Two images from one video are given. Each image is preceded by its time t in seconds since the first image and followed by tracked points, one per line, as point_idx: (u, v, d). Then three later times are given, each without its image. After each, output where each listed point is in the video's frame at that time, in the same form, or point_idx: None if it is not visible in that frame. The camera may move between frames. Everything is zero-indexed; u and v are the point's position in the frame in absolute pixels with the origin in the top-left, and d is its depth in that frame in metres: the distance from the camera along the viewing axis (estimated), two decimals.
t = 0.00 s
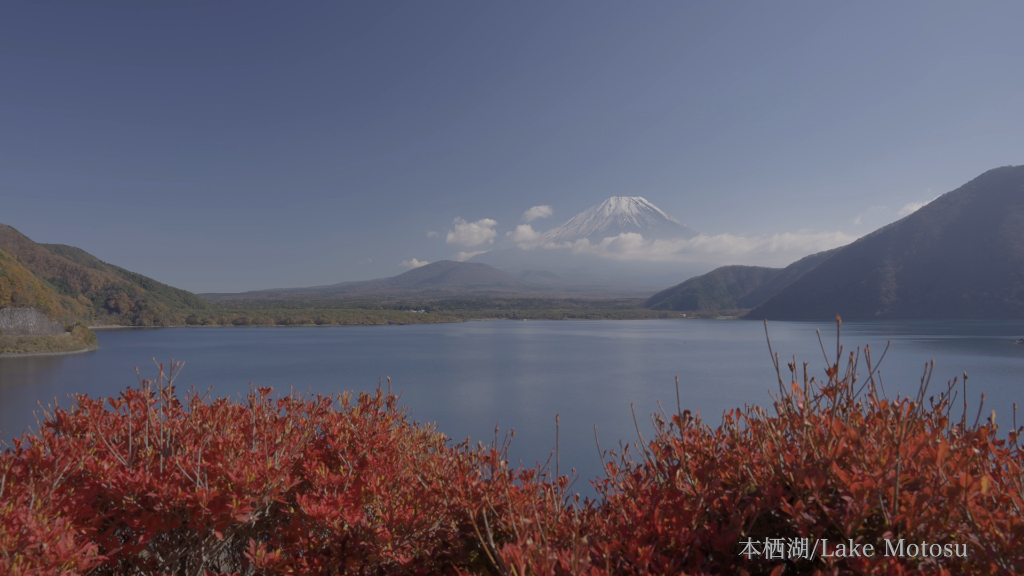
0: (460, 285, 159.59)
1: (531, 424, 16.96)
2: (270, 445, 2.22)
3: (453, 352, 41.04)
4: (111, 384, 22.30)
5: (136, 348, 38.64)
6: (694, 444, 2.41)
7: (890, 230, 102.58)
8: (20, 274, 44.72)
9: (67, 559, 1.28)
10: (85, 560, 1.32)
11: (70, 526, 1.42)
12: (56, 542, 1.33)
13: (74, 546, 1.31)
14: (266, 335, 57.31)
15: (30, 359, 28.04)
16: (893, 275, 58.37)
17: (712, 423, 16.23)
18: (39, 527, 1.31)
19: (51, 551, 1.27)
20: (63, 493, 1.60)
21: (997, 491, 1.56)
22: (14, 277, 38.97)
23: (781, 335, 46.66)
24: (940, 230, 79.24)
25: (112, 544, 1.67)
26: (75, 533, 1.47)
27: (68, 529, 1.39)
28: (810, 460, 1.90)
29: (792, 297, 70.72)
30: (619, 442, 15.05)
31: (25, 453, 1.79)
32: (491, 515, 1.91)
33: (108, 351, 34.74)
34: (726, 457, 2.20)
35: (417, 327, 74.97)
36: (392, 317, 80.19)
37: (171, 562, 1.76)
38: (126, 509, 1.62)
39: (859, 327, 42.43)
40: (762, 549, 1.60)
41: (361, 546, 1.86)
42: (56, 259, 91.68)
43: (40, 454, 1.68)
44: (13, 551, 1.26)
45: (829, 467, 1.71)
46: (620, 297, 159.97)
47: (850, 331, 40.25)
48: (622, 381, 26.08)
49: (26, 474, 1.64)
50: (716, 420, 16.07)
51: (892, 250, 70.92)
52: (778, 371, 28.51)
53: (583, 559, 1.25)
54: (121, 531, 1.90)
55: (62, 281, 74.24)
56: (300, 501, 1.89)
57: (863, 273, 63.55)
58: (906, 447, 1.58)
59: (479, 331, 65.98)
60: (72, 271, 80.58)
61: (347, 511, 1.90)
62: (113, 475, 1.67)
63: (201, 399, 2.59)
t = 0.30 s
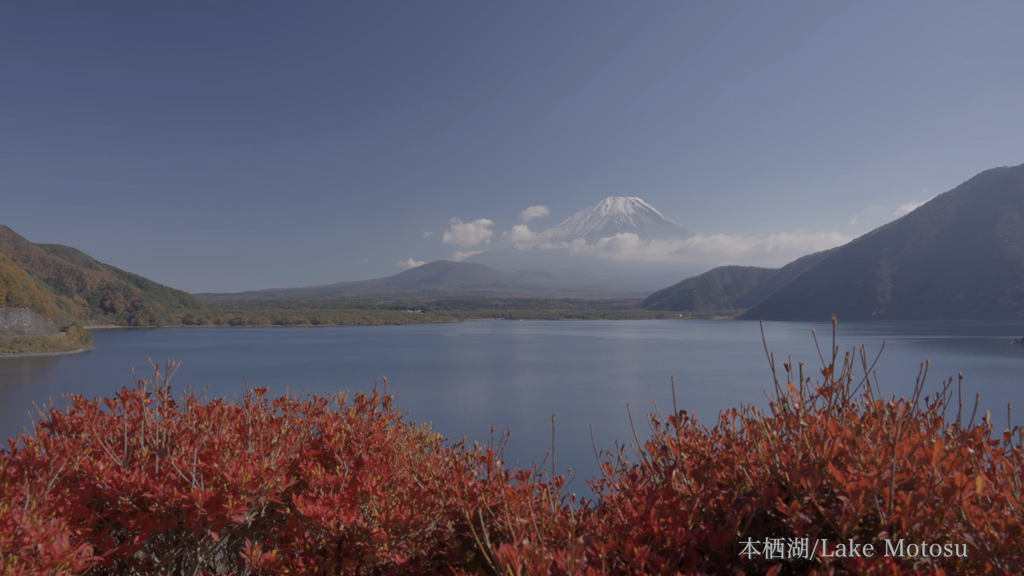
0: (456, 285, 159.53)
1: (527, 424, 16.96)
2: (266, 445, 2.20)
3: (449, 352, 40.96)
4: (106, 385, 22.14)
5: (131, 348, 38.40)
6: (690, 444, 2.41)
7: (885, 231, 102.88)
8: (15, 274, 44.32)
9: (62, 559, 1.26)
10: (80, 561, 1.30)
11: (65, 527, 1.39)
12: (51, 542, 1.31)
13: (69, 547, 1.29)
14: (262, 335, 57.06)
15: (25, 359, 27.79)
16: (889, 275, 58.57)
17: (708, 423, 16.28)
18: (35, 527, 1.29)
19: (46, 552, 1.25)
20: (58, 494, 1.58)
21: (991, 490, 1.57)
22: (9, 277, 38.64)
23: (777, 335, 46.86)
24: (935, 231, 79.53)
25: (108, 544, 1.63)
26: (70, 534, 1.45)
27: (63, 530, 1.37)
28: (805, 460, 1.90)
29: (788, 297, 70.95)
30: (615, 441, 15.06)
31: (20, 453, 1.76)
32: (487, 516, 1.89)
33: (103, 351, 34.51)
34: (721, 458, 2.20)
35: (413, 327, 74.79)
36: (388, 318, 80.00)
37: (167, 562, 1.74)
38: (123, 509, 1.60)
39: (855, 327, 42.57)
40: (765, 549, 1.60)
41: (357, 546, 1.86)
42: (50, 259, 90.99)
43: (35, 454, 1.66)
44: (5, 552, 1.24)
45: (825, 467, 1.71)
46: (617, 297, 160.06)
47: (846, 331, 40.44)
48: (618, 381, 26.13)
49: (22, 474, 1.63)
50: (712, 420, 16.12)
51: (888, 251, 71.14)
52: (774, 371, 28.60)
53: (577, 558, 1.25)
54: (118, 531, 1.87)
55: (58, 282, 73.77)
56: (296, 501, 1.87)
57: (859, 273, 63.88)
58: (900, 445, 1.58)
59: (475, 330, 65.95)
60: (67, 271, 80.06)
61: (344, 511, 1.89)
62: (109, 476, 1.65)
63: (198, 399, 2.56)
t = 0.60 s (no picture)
0: (452, 285, 159.54)
1: (523, 424, 16.97)
2: (262, 445, 2.18)
3: (445, 352, 40.92)
4: (102, 385, 22.00)
5: (127, 348, 38.19)
6: (687, 444, 2.40)
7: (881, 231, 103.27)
8: (9, 274, 43.98)
9: (56, 560, 1.24)
10: (74, 563, 1.28)
11: (60, 527, 1.37)
12: (45, 543, 1.29)
13: (63, 548, 1.27)
14: (258, 336, 56.84)
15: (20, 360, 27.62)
16: (885, 276, 58.83)
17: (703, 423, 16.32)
18: (28, 529, 1.27)
19: (40, 553, 1.23)
20: (54, 495, 1.55)
21: (987, 491, 1.57)
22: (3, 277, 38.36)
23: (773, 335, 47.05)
24: (931, 231, 79.86)
25: (104, 545, 1.60)
26: (65, 534, 1.43)
27: (56, 531, 1.35)
28: (802, 460, 1.90)
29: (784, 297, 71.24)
30: (612, 442, 15.08)
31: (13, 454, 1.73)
32: (483, 516, 1.88)
33: (98, 351, 34.31)
34: (717, 458, 2.20)
35: (409, 327, 74.67)
36: (384, 317, 79.83)
37: (162, 562, 1.72)
38: (117, 510, 1.58)
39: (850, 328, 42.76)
40: (765, 549, 1.59)
41: (354, 546, 1.84)
42: (45, 259, 90.46)
43: (30, 454, 1.64)
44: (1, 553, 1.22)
45: (820, 467, 1.71)
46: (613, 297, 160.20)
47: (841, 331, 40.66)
48: (615, 382, 26.18)
49: (15, 476, 1.60)
50: (708, 420, 16.16)
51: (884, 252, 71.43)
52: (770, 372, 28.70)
53: (574, 559, 1.24)
54: (113, 532, 1.85)
55: (53, 281, 73.37)
56: (292, 501, 1.85)
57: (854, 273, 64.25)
58: (896, 445, 1.58)
59: (472, 330, 65.94)
60: (63, 271, 79.66)
61: (339, 511, 1.86)
62: (104, 476, 1.63)
63: (193, 398, 2.53)
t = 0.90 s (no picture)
0: (449, 286, 159.57)
1: (520, 424, 16.97)
2: (257, 445, 2.17)
3: (442, 352, 40.90)
4: (97, 385, 21.86)
5: (122, 348, 37.95)
6: (682, 444, 2.41)
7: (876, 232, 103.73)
8: (4, 274, 43.60)
9: (50, 561, 1.22)
10: (69, 563, 1.26)
11: (55, 528, 1.36)
12: (39, 545, 1.27)
13: (58, 549, 1.25)
14: (254, 335, 56.63)
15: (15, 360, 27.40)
16: (880, 277, 59.13)
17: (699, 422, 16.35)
18: (21, 530, 1.25)
19: (35, 553, 1.22)
20: (47, 495, 1.53)
21: (981, 490, 1.57)
22: None
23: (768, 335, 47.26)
24: (926, 232, 80.27)
25: (97, 546, 1.58)
26: (60, 534, 1.41)
27: (51, 531, 1.34)
28: (797, 460, 1.89)
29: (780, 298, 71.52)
30: (607, 442, 15.11)
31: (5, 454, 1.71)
32: (479, 516, 1.87)
33: (93, 351, 34.09)
34: (712, 457, 2.19)
35: (406, 327, 74.56)
36: (380, 318, 79.66)
37: (156, 563, 1.70)
38: (112, 510, 1.56)
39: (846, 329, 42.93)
40: (763, 549, 1.58)
41: (349, 546, 1.82)
42: (39, 258, 89.85)
43: (23, 455, 1.61)
44: None
45: (815, 467, 1.71)
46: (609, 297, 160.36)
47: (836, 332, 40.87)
48: (611, 382, 26.23)
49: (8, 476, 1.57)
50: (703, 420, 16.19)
51: (879, 253, 71.81)
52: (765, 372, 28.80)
53: (570, 558, 1.23)
54: (107, 533, 1.82)
55: (48, 281, 72.84)
56: (286, 502, 1.84)
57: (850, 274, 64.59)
58: (891, 445, 1.58)
59: (469, 330, 65.89)
60: (58, 271, 79.15)
61: (336, 511, 1.85)
62: (100, 476, 1.62)
63: (189, 399, 2.50)
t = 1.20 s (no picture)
0: (445, 286, 159.46)
1: (516, 425, 16.93)
2: (253, 446, 2.15)
3: (438, 352, 40.86)
4: (92, 385, 21.74)
5: (117, 348, 37.73)
6: (678, 444, 2.40)
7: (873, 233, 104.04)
8: None
9: (44, 562, 1.20)
10: (64, 565, 1.24)
11: (49, 529, 1.34)
12: (32, 546, 1.25)
13: (52, 550, 1.23)
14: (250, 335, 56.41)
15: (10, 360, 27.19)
16: (875, 278, 59.39)
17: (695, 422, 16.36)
18: (15, 531, 1.23)
19: (27, 554, 1.20)
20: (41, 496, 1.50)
21: (973, 488, 1.58)
22: None
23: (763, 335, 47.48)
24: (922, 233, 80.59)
25: (93, 548, 1.56)
26: (52, 536, 1.39)
27: (45, 532, 1.32)
28: (794, 459, 1.89)
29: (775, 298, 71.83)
30: (603, 442, 15.09)
31: None
32: (474, 516, 1.85)
33: (87, 351, 33.87)
34: (708, 458, 2.20)
35: (402, 327, 74.38)
36: (377, 318, 79.45)
37: (152, 564, 1.68)
38: (106, 511, 1.54)
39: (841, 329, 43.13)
40: (763, 547, 1.58)
41: (344, 547, 1.81)
42: (34, 259, 89.29)
43: (17, 454, 1.59)
44: None
45: (812, 467, 1.70)
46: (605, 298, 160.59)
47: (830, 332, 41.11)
48: (607, 381, 26.27)
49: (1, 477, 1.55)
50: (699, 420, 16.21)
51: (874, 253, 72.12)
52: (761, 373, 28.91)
53: (567, 558, 1.22)
54: (101, 534, 1.80)
55: (42, 281, 72.40)
56: (282, 502, 1.83)
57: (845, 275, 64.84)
58: (888, 445, 1.57)
59: (466, 330, 65.83)
60: (53, 271, 78.77)
61: (331, 512, 1.84)
62: (93, 477, 1.59)
63: (184, 400, 2.47)
